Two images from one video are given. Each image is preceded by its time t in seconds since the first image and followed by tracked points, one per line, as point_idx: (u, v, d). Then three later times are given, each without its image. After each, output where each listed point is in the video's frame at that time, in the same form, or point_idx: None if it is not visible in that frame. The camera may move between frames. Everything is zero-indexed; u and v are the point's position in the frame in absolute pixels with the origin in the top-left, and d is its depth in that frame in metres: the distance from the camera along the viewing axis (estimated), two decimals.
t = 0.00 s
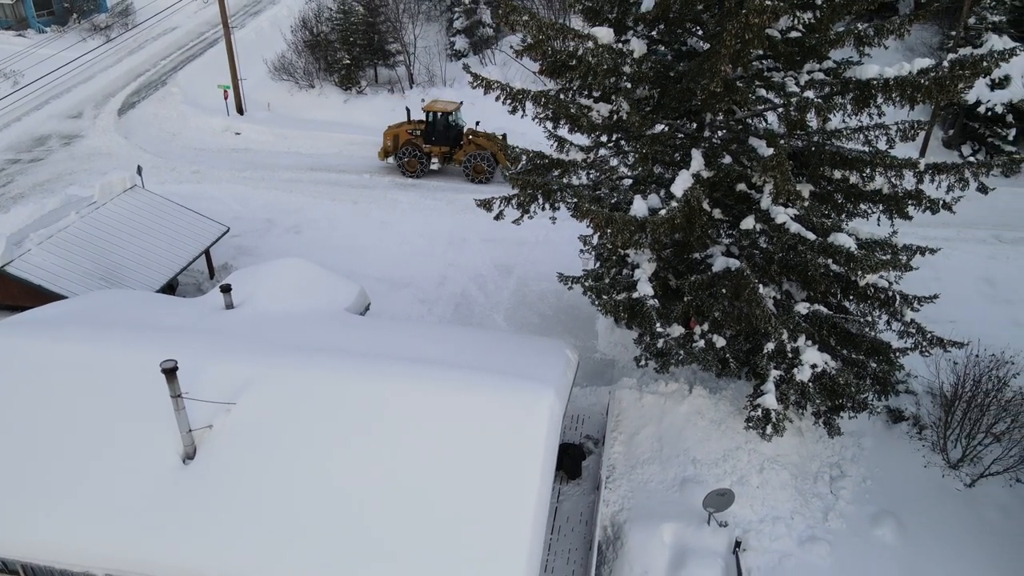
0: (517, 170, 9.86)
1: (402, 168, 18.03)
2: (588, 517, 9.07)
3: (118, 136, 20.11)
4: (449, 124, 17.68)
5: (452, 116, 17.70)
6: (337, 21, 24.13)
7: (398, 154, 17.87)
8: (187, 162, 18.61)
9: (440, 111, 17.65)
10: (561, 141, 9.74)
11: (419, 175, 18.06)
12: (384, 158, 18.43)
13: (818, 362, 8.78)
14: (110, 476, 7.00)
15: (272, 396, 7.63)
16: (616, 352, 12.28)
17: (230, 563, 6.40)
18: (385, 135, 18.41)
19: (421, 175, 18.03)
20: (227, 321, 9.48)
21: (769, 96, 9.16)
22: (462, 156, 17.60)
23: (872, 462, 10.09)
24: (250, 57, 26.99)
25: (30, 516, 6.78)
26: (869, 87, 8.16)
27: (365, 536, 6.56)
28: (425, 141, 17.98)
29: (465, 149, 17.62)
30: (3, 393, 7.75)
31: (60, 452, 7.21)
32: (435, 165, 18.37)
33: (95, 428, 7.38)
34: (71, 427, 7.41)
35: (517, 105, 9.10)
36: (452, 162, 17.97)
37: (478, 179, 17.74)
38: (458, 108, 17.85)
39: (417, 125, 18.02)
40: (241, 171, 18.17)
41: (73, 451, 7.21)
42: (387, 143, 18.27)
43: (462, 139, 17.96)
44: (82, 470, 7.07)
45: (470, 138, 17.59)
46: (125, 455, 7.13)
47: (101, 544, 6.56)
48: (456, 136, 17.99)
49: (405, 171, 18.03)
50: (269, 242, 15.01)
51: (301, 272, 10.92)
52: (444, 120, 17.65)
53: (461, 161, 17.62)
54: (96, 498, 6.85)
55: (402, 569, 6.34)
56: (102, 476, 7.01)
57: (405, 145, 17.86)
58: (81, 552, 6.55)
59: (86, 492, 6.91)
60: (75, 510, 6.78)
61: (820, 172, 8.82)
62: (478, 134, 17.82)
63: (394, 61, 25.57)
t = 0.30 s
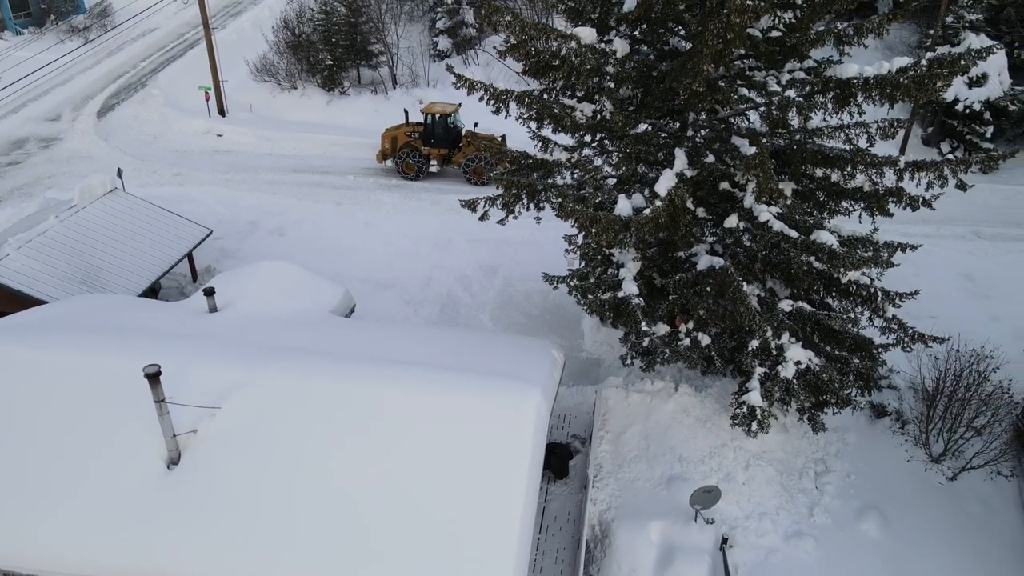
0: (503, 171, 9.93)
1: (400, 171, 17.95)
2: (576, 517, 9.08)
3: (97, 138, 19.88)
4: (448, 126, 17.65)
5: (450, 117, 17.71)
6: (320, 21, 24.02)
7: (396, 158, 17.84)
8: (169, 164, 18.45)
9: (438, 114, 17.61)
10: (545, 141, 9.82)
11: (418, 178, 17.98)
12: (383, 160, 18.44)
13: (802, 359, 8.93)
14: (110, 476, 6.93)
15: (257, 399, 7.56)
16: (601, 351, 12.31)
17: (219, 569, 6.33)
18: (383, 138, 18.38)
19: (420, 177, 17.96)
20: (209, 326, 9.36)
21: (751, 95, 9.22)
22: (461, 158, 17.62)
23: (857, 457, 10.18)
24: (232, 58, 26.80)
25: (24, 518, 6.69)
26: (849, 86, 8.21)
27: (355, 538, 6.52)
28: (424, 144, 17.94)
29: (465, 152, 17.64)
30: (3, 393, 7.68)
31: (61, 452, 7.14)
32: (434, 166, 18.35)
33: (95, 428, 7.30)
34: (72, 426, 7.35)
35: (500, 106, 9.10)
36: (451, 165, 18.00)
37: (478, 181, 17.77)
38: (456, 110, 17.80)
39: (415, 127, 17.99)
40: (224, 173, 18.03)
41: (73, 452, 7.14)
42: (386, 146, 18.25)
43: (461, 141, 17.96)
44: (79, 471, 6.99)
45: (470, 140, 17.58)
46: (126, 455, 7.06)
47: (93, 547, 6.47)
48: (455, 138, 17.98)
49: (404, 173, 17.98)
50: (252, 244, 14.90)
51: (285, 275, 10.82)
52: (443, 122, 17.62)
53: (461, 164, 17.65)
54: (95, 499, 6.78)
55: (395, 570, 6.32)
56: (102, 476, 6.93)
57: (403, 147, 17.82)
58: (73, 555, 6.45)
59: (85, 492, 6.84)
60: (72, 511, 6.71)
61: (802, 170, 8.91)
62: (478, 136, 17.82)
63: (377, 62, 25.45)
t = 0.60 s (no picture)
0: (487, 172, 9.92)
1: (398, 173, 17.86)
2: (563, 516, 9.09)
3: (76, 141, 19.64)
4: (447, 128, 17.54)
5: (448, 118, 17.57)
6: (301, 22, 23.91)
7: (394, 160, 17.69)
8: (149, 167, 18.27)
9: (436, 115, 17.42)
10: (528, 141, 9.88)
11: (416, 180, 17.90)
12: (380, 162, 18.26)
13: (785, 356, 9.01)
14: (98, 480, 6.84)
15: (239, 403, 7.49)
16: (587, 351, 12.32)
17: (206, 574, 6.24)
18: (380, 139, 18.15)
19: (418, 179, 17.88)
20: (193, 329, 9.28)
21: (733, 94, 9.26)
22: (460, 160, 17.57)
23: (841, 452, 10.27)
24: (212, 59, 26.60)
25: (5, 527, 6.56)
26: (830, 84, 8.30)
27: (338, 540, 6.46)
28: (422, 145, 17.78)
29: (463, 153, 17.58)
30: None
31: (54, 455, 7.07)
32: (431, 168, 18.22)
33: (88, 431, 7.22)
34: (51, 434, 7.23)
35: (484, 106, 9.10)
36: (449, 166, 17.93)
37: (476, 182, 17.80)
38: (454, 111, 17.65)
39: (413, 129, 17.77)
40: (205, 176, 17.87)
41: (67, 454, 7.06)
42: (381, 147, 18.02)
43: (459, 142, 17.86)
44: (71, 473, 6.92)
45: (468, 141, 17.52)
46: (117, 458, 6.98)
47: (77, 552, 6.37)
48: (452, 139, 17.87)
49: (402, 174, 17.93)
50: (235, 247, 14.79)
51: (269, 277, 10.78)
52: (442, 123, 17.47)
53: (460, 165, 17.62)
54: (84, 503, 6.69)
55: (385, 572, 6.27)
56: (91, 479, 6.85)
57: (401, 149, 17.68)
58: (58, 559, 6.35)
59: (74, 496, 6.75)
60: (59, 516, 6.60)
61: (784, 169, 8.99)
62: (475, 136, 17.78)
63: (359, 63, 25.30)
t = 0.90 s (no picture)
0: (471, 171, 9.91)
1: (395, 174, 17.79)
2: (551, 516, 9.09)
3: (54, 144, 19.39)
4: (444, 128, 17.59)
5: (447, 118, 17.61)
6: (283, 23, 23.79)
7: (391, 162, 17.68)
8: (129, 169, 18.08)
9: (434, 116, 17.49)
10: (513, 141, 9.90)
11: (414, 181, 17.84)
12: (378, 164, 18.27)
13: (770, 353, 9.06)
14: (82, 486, 6.75)
15: (225, 407, 7.43)
16: (573, 350, 12.34)
17: None
18: (377, 142, 18.19)
19: (416, 180, 17.80)
20: (177, 334, 9.19)
21: (715, 93, 9.31)
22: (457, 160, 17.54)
23: (825, 447, 10.37)
24: (193, 61, 26.38)
25: None
26: (811, 83, 8.33)
27: (327, 542, 6.42)
28: (419, 147, 17.78)
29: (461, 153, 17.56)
30: None
31: (32, 463, 6.96)
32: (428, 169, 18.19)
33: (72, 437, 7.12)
34: (31, 442, 7.12)
35: (467, 107, 9.12)
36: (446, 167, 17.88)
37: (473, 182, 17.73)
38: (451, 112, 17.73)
39: (410, 131, 17.79)
40: (187, 178, 17.71)
41: (52, 460, 6.97)
42: (380, 150, 18.08)
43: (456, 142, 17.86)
44: (43, 484, 6.80)
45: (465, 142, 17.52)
46: (100, 464, 6.88)
47: (60, 558, 6.28)
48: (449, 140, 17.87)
49: (399, 176, 17.82)
50: (218, 250, 14.66)
51: (253, 280, 10.70)
52: (439, 123, 17.54)
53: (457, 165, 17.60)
54: (68, 510, 6.59)
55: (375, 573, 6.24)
56: (74, 486, 6.75)
57: (398, 150, 17.69)
58: (41, 566, 6.25)
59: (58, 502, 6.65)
60: (35, 527, 6.49)
61: (766, 167, 9.08)
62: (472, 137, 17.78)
63: (341, 64, 25.16)
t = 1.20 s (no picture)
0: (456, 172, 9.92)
1: (393, 176, 17.68)
2: (538, 515, 9.09)
3: (32, 147, 19.12)
4: (442, 129, 17.71)
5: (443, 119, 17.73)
6: (264, 24, 23.64)
7: (388, 164, 17.55)
8: (109, 172, 17.86)
9: (431, 117, 17.59)
10: (495, 141, 9.88)
11: (411, 183, 17.76)
12: (373, 166, 18.05)
13: (754, 350, 9.12)
14: (65, 494, 6.63)
15: (208, 410, 7.33)
16: (559, 350, 12.36)
17: None
18: (372, 144, 17.96)
19: (413, 181, 17.73)
20: (158, 338, 9.08)
21: (697, 92, 9.37)
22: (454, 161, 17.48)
23: (809, 443, 10.45)
24: (173, 62, 26.13)
25: None
26: (791, 82, 8.40)
27: (317, 545, 6.40)
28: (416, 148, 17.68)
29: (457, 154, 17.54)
30: None
31: (12, 472, 6.83)
32: (425, 171, 18.11)
33: (53, 444, 7.00)
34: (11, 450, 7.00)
35: (450, 107, 9.12)
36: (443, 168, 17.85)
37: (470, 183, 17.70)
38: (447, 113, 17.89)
39: (406, 132, 17.66)
40: (167, 180, 17.53)
41: (34, 468, 6.85)
42: (375, 152, 17.84)
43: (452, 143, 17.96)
44: (26, 493, 6.68)
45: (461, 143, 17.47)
46: (82, 472, 6.76)
47: (44, 568, 6.20)
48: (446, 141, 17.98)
49: (398, 179, 17.73)
50: (200, 253, 14.53)
51: (236, 283, 10.62)
52: (437, 124, 17.71)
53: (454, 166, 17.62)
54: (51, 518, 6.49)
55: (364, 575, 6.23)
56: (57, 495, 6.64)
57: (395, 153, 17.53)
58: None
59: (40, 511, 6.54)
60: (19, 536, 6.40)
61: (748, 166, 9.19)
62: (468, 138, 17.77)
63: (323, 64, 25.01)
